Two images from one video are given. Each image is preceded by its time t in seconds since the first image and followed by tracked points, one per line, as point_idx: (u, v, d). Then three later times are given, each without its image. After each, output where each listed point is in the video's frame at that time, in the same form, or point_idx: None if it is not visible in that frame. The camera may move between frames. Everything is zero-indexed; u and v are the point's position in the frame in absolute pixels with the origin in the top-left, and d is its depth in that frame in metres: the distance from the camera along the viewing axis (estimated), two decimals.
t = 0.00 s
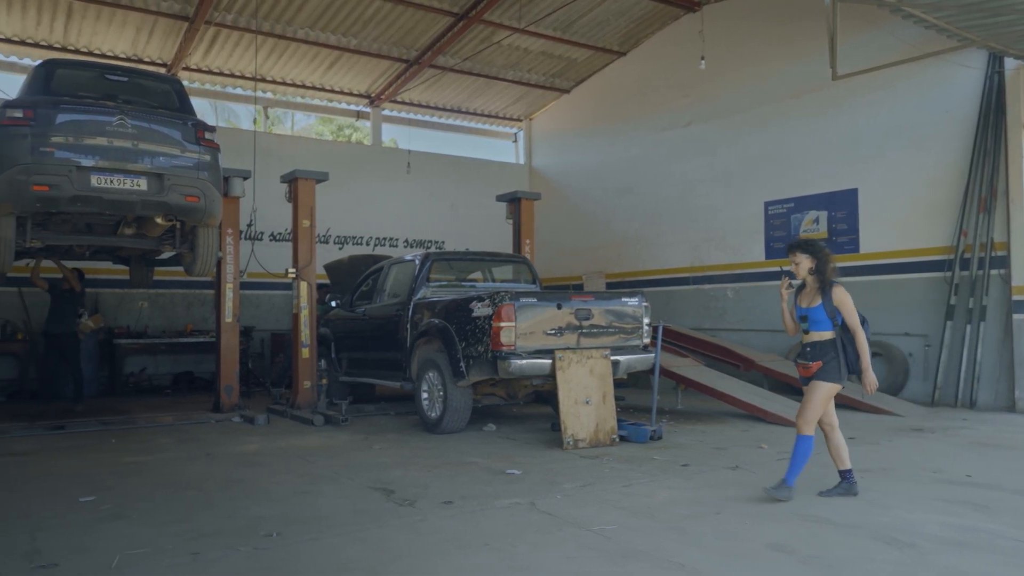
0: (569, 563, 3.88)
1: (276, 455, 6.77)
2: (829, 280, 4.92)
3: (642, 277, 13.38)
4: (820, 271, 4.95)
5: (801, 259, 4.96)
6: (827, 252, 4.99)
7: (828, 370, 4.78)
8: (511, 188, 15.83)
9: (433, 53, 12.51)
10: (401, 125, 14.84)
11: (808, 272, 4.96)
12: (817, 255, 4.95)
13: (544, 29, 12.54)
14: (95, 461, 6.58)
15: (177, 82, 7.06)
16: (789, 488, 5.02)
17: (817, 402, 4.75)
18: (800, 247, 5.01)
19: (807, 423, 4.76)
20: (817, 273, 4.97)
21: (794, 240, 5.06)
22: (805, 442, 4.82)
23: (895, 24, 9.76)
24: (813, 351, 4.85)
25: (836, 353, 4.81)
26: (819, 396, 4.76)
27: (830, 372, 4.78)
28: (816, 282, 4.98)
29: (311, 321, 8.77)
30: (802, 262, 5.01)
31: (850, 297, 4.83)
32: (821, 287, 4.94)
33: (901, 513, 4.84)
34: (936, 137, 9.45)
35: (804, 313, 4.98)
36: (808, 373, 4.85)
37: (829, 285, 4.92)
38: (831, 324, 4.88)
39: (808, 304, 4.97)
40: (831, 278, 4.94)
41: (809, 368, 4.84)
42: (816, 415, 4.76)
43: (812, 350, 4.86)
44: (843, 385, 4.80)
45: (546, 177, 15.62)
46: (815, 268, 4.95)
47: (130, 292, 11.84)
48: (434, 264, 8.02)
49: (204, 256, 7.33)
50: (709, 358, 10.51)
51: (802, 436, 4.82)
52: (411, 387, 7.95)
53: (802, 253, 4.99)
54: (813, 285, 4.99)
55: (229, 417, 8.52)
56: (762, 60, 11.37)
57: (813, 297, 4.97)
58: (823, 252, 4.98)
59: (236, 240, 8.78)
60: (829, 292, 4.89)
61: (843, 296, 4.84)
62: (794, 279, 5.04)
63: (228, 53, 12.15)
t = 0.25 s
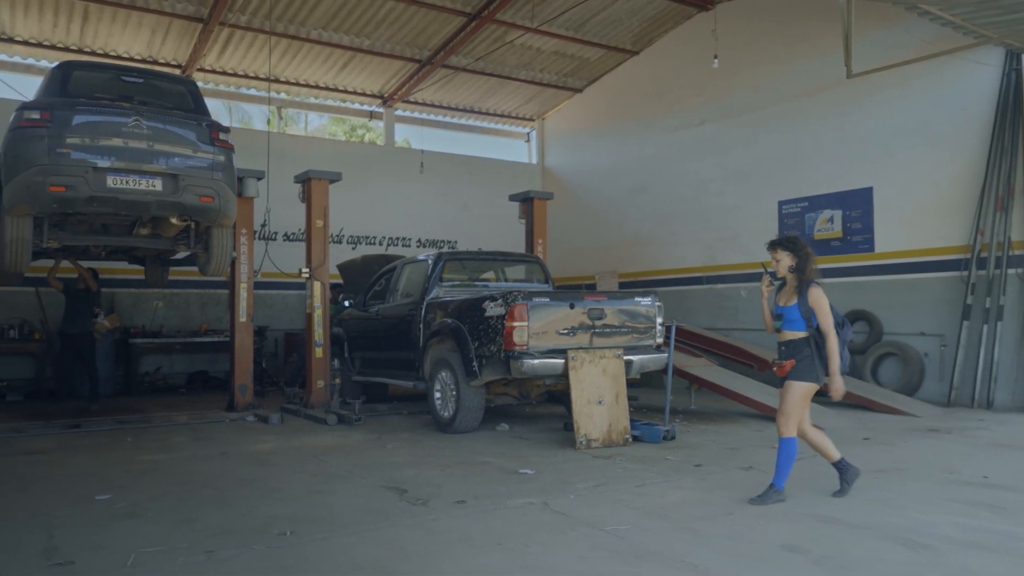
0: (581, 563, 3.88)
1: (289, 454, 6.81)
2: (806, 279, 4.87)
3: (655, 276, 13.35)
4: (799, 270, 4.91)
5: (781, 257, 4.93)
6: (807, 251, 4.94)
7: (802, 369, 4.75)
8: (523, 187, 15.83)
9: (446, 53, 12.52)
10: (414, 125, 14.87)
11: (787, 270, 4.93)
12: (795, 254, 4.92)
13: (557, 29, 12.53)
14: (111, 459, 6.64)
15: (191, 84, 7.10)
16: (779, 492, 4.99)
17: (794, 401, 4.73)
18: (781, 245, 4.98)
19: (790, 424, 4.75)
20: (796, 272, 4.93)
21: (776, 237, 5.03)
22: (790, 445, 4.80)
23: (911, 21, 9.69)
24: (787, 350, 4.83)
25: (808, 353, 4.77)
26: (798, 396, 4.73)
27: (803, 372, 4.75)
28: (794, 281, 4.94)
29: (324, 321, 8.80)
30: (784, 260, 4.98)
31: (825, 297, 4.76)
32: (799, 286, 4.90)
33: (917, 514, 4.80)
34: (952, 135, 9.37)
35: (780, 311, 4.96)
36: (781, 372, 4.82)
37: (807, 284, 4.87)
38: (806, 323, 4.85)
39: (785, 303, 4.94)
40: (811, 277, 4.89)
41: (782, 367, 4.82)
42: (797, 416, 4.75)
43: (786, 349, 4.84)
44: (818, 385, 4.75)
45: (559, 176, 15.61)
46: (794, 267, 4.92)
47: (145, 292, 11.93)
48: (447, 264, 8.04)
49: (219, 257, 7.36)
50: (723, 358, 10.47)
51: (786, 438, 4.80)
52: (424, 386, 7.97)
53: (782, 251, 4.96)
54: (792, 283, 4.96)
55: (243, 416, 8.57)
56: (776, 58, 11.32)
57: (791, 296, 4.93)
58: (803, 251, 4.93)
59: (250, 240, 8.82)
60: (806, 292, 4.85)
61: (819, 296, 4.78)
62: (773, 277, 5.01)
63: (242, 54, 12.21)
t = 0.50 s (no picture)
0: (593, 563, 3.87)
1: (302, 453, 6.83)
2: (785, 274, 4.84)
3: (667, 276, 13.32)
4: (780, 265, 4.89)
5: (762, 253, 4.94)
6: (789, 245, 4.90)
7: (783, 368, 4.70)
8: (535, 187, 15.84)
9: (457, 53, 12.53)
10: (426, 125, 14.89)
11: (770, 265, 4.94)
12: (776, 249, 4.91)
13: (568, 28, 12.52)
14: (125, 458, 6.68)
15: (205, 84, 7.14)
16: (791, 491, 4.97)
17: (785, 402, 4.69)
18: (763, 239, 4.97)
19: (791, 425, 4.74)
20: (779, 268, 4.92)
21: (758, 232, 5.02)
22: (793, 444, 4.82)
23: (926, 19, 9.62)
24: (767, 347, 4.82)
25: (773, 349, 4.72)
26: (787, 397, 4.69)
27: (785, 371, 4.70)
28: (776, 276, 4.93)
29: (336, 321, 8.83)
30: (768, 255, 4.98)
31: (801, 291, 4.70)
32: (779, 281, 4.87)
33: (932, 515, 4.77)
34: (967, 133, 9.30)
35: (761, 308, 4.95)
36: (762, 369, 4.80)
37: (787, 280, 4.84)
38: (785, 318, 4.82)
39: (766, 299, 4.93)
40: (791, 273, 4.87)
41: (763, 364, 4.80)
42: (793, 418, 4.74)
43: (767, 345, 4.84)
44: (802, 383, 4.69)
45: (570, 176, 15.60)
46: (776, 262, 4.91)
47: (159, 292, 12.00)
48: (459, 264, 8.04)
49: (232, 257, 7.40)
50: (735, 358, 10.43)
51: (789, 439, 4.81)
52: (435, 386, 7.98)
53: (765, 246, 4.96)
54: (775, 279, 4.94)
55: (256, 415, 8.61)
56: (789, 57, 11.27)
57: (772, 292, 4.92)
58: (784, 246, 4.91)
59: (263, 240, 8.86)
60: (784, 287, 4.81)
61: (793, 290, 4.72)
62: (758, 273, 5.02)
63: (255, 55, 12.27)
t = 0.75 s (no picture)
0: (606, 564, 3.87)
1: (315, 453, 6.85)
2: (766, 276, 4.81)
3: (680, 276, 13.28)
4: (760, 267, 4.86)
5: (741, 255, 4.91)
6: (769, 247, 4.88)
7: (768, 372, 4.65)
8: (547, 187, 15.83)
9: (470, 53, 12.54)
10: (439, 125, 14.92)
11: (749, 268, 4.91)
12: (756, 251, 4.88)
13: (581, 28, 12.50)
14: (140, 457, 6.73)
15: (219, 85, 7.19)
16: (803, 489, 4.95)
17: (778, 404, 4.63)
18: (742, 242, 4.95)
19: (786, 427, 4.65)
20: (758, 270, 4.89)
21: (737, 234, 5.01)
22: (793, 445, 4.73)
23: (942, 17, 9.55)
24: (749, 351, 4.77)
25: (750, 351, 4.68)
26: (776, 400, 4.63)
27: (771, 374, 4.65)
28: (755, 279, 4.90)
29: (349, 321, 8.86)
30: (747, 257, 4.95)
31: (784, 292, 4.65)
32: (761, 283, 4.84)
33: (948, 516, 4.73)
34: (985, 131, 9.21)
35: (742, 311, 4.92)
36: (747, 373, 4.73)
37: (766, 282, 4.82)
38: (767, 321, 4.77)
39: (746, 302, 4.90)
40: (771, 275, 4.84)
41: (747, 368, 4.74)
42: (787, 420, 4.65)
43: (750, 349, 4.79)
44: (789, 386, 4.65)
45: (583, 176, 15.59)
46: (756, 264, 4.88)
47: (174, 292, 12.08)
48: (472, 264, 8.05)
49: (246, 257, 7.43)
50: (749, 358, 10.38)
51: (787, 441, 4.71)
52: (448, 386, 8.00)
53: (744, 248, 4.93)
54: (754, 281, 4.91)
55: (270, 415, 8.65)
56: (803, 55, 11.20)
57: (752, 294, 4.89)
58: (763, 248, 4.89)
59: (277, 240, 8.90)
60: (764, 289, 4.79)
61: (774, 290, 4.68)
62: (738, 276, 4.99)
63: (269, 56, 12.32)
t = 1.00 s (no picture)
0: (619, 564, 3.86)
1: (327, 452, 6.88)
2: (739, 272, 4.80)
3: (692, 276, 13.24)
4: (733, 264, 4.83)
5: (716, 251, 4.90)
6: (744, 243, 4.86)
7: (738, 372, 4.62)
8: (559, 186, 15.82)
9: (482, 53, 12.55)
10: (451, 125, 14.94)
11: (723, 263, 4.89)
12: (732, 246, 4.86)
13: (593, 27, 12.47)
14: (154, 456, 6.78)
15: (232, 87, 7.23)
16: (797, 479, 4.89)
17: (746, 404, 4.60)
18: (718, 237, 4.93)
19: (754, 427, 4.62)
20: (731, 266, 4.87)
21: (713, 230, 4.99)
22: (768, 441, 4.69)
23: (957, 14, 9.47)
24: (723, 348, 4.74)
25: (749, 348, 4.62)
26: (743, 401, 4.61)
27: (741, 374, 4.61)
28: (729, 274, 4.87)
29: (362, 321, 8.88)
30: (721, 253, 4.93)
31: (757, 287, 4.65)
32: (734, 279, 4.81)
33: (964, 518, 4.69)
34: (1001, 129, 9.13)
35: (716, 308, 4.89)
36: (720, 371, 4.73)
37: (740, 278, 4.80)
38: (741, 318, 4.74)
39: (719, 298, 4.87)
40: (745, 271, 4.82)
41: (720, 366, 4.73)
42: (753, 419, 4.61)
43: (723, 347, 4.76)
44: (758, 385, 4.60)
45: (595, 175, 15.57)
46: (729, 260, 4.86)
47: (188, 292, 12.15)
48: (484, 264, 8.06)
49: (259, 257, 7.46)
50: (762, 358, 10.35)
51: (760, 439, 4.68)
52: (460, 386, 8.00)
53: (720, 244, 4.91)
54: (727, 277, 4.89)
55: (283, 414, 8.69)
56: (816, 54, 11.14)
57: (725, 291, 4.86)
58: (739, 243, 4.87)
59: (290, 241, 8.94)
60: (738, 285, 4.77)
61: (750, 286, 4.67)
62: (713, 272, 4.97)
63: (281, 57, 12.37)
